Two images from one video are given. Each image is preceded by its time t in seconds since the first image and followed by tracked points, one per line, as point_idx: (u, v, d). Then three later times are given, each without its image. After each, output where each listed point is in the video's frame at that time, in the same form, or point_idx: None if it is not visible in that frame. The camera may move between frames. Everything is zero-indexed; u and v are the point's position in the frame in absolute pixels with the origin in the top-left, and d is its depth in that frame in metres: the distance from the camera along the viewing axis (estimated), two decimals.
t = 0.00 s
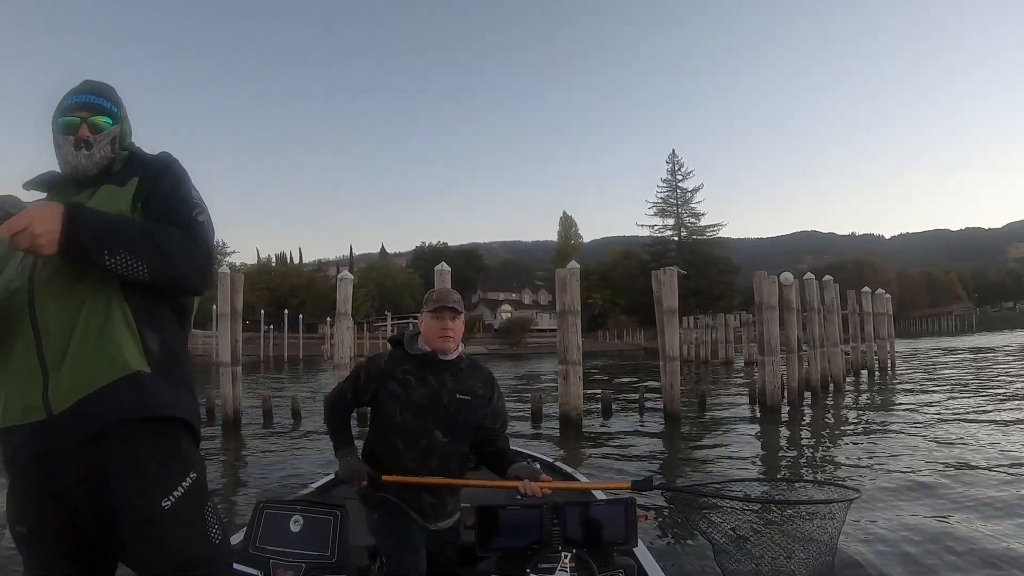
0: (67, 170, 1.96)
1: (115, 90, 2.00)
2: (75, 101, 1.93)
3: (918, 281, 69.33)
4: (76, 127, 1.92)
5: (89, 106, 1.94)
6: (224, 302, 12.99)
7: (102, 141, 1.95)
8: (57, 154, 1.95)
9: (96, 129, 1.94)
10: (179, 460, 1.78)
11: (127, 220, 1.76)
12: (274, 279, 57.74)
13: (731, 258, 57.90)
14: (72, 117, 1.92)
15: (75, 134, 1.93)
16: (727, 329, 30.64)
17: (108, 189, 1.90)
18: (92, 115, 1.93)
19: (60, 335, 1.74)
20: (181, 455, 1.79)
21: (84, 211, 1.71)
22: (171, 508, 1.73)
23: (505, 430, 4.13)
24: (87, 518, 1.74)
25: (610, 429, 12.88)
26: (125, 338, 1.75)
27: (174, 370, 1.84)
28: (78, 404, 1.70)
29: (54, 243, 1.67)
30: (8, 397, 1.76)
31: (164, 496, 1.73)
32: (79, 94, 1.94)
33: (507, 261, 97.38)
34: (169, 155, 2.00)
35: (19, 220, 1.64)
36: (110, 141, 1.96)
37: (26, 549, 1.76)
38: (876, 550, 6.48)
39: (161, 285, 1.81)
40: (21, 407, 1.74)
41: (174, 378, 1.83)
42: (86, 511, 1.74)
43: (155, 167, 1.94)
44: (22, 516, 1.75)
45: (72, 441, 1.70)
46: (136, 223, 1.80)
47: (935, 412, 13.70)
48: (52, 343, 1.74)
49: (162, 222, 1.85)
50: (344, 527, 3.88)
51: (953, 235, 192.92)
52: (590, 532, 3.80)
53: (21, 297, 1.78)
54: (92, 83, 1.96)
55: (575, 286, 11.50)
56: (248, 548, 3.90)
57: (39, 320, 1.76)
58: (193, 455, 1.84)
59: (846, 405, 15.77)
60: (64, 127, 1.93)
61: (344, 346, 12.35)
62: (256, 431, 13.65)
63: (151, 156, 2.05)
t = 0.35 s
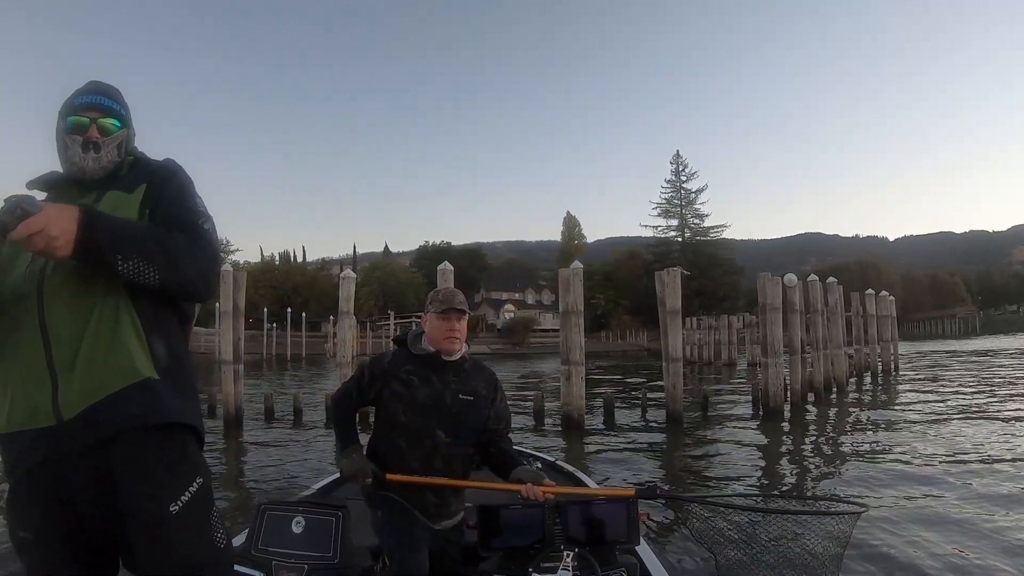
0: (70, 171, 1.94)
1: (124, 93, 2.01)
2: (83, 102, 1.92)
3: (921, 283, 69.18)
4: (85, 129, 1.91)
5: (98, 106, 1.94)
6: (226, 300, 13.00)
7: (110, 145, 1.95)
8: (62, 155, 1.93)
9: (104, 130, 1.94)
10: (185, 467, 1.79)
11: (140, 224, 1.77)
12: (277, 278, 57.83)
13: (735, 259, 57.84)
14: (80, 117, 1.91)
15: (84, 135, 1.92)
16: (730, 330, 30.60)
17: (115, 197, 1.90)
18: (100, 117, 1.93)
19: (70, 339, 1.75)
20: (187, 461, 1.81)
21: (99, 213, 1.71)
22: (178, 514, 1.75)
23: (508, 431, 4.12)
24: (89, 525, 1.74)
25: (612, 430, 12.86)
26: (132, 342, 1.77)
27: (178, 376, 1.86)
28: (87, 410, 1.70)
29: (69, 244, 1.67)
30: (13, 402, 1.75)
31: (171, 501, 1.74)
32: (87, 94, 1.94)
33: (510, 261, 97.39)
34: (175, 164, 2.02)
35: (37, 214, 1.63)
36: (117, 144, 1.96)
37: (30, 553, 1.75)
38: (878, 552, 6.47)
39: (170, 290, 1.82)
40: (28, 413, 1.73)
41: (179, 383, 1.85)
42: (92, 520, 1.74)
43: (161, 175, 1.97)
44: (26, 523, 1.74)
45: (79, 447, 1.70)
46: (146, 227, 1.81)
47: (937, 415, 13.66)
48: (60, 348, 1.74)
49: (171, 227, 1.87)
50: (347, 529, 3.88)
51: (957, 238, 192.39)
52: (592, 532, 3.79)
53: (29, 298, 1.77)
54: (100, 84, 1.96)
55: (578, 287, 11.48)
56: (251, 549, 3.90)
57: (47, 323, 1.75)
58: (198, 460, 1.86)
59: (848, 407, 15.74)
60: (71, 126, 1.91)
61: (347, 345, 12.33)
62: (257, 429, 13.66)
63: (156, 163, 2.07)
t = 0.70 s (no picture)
0: (76, 170, 1.95)
1: (128, 94, 2.01)
2: (89, 102, 1.91)
3: (925, 286, 68.96)
4: (93, 129, 1.91)
5: (104, 108, 1.93)
6: (228, 298, 13.04)
7: (116, 145, 1.95)
8: (69, 154, 1.94)
9: (111, 132, 1.94)
10: (190, 457, 1.82)
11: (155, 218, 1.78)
12: (280, 277, 58.01)
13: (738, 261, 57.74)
14: (87, 117, 1.91)
15: (91, 136, 1.92)
16: (732, 331, 30.57)
17: (124, 196, 1.91)
18: (107, 118, 1.92)
19: (84, 332, 1.75)
20: (193, 452, 1.83)
21: (118, 205, 1.72)
22: (180, 503, 1.77)
23: (503, 428, 4.12)
24: (96, 517, 1.74)
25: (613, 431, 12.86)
26: (145, 334, 1.79)
27: (185, 370, 1.88)
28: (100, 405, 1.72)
29: (90, 234, 1.68)
30: (25, 394, 1.75)
31: (175, 490, 1.77)
32: (92, 95, 1.93)
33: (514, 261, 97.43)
34: (180, 165, 2.03)
35: (65, 205, 1.64)
36: (123, 144, 1.96)
37: (34, 548, 1.74)
38: (878, 554, 6.46)
39: (181, 284, 1.84)
40: (42, 407, 1.73)
41: (187, 377, 1.87)
42: (100, 511, 1.74)
43: (167, 176, 1.98)
44: (33, 513, 1.74)
45: (92, 440, 1.72)
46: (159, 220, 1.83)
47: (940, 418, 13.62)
48: (75, 341, 1.75)
49: (182, 222, 1.89)
50: (343, 524, 3.89)
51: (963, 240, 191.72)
52: (589, 531, 3.79)
53: (44, 288, 1.77)
54: (105, 85, 1.95)
55: (579, 287, 11.48)
56: (247, 544, 3.92)
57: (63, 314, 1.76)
58: (201, 452, 1.88)
59: (850, 409, 15.71)
60: (78, 126, 1.91)
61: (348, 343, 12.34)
62: (258, 427, 13.70)
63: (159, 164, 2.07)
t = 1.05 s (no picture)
0: (89, 164, 1.96)
1: (140, 91, 2.02)
2: (104, 99, 1.94)
3: (929, 283, 68.77)
4: (107, 124, 1.93)
5: (116, 104, 1.95)
6: (229, 300, 13.09)
7: (130, 139, 1.96)
8: (83, 149, 1.95)
9: (125, 127, 1.95)
10: (196, 449, 1.82)
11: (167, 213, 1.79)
12: (284, 278, 58.19)
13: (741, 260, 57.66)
14: (101, 113, 1.92)
15: (105, 131, 1.93)
16: (736, 330, 30.53)
17: (136, 189, 1.92)
18: (121, 114, 1.94)
19: (98, 322, 1.76)
20: (199, 444, 1.83)
21: (130, 202, 1.72)
22: (182, 493, 1.76)
23: (496, 429, 4.13)
24: (104, 504, 1.74)
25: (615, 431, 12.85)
26: (156, 327, 1.79)
27: (196, 363, 1.88)
28: (113, 395, 1.72)
29: (103, 232, 1.68)
30: (42, 382, 1.77)
31: (177, 479, 1.76)
32: (107, 92, 1.95)
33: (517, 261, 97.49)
34: (191, 160, 2.03)
35: (76, 207, 1.63)
36: (137, 140, 1.97)
37: (38, 535, 1.74)
38: (879, 553, 6.43)
39: (191, 277, 1.84)
40: (57, 394, 1.75)
41: (197, 370, 1.87)
42: (107, 498, 1.74)
43: (179, 170, 1.98)
44: (43, 499, 1.74)
45: (105, 429, 1.72)
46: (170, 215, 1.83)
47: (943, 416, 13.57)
48: (89, 331, 1.76)
49: (194, 216, 1.89)
50: (341, 523, 3.88)
51: (967, 237, 191.07)
52: (586, 533, 3.79)
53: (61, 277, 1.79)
54: (118, 82, 1.96)
55: (579, 287, 11.48)
56: (245, 542, 3.93)
57: (78, 304, 1.77)
58: (207, 444, 1.88)
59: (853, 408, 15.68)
60: (93, 122, 1.93)
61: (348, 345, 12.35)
62: (260, 429, 13.73)
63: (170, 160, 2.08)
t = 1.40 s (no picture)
0: (103, 165, 1.94)
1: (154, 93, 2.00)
2: (122, 100, 1.91)
3: (933, 278, 68.50)
4: (126, 128, 1.91)
5: (135, 107, 1.93)
6: (230, 304, 13.10)
7: (147, 145, 1.97)
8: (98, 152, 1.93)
9: (143, 132, 1.95)
10: (213, 454, 1.84)
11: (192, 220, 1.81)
12: (287, 281, 58.22)
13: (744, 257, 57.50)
14: (120, 115, 1.90)
15: (125, 134, 1.92)
16: (739, 327, 30.44)
17: (153, 194, 1.92)
18: (140, 118, 1.93)
19: (122, 326, 1.76)
20: (215, 450, 1.86)
21: (159, 205, 1.74)
22: (200, 497, 1.78)
23: (497, 431, 4.11)
24: (123, 510, 1.73)
25: (619, 430, 12.82)
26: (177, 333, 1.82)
27: (212, 370, 1.91)
28: (142, 398, 1.73)
29: (135, 230, 1.68)
30: (60, 386, 1.73)
31: (194, 485, 1.77)
32: (124, 92, 1.93)
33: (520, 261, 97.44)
34: (203, 168, 2.05)
35: (113, 201, 1.63)
36: (153, 145, 1.98)
37: (49, 540, 1.72)
38: (885, 550, 6.39)
39: (211, 285, 1.87)
40: (80, 399, 1.72)
41: (214, 375, 1.90)
42: (127, 503, 1.74)
43: (192, 178, 2.00)
44: (57, 505, 1.71)
45: (128, 433, 1.72)
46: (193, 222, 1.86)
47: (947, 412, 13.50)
48: (113, 336, 1.75)
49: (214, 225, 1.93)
50: (344, 528, 3.87)
51: (971, 232, 190.41)
52: (589, 534, 3.79)
53: (81, 281, 1.77)
54: (135, 85, 1.95)
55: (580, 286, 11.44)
56: (247, 548, 3.94)
57: (100, 307, 1.76)
58: (221, 450, 1.90)
59: (857, 404, 15.62)
60: (110, 122, 1.90)
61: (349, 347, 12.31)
62: (263, 432, 13.71)
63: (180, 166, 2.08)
